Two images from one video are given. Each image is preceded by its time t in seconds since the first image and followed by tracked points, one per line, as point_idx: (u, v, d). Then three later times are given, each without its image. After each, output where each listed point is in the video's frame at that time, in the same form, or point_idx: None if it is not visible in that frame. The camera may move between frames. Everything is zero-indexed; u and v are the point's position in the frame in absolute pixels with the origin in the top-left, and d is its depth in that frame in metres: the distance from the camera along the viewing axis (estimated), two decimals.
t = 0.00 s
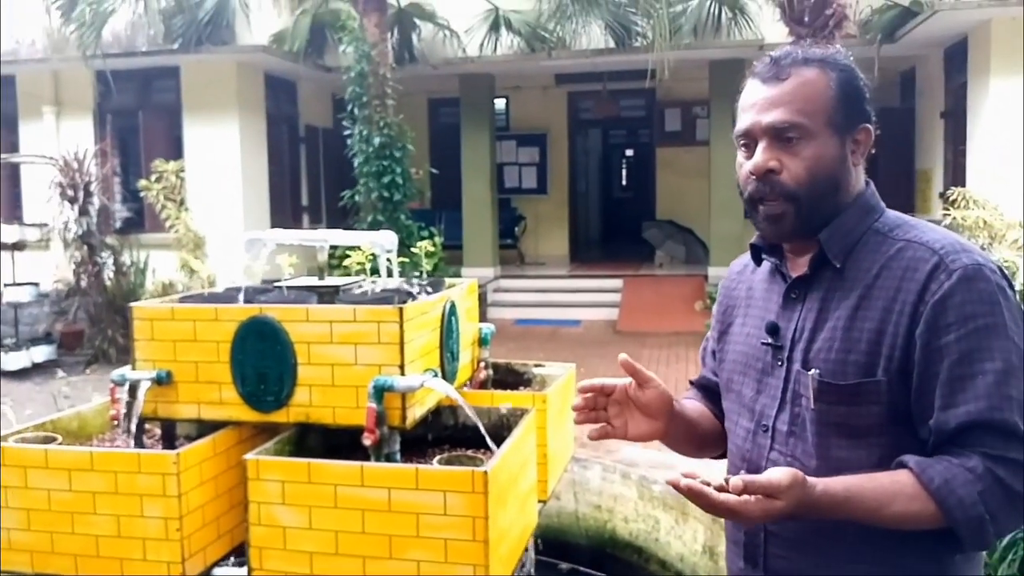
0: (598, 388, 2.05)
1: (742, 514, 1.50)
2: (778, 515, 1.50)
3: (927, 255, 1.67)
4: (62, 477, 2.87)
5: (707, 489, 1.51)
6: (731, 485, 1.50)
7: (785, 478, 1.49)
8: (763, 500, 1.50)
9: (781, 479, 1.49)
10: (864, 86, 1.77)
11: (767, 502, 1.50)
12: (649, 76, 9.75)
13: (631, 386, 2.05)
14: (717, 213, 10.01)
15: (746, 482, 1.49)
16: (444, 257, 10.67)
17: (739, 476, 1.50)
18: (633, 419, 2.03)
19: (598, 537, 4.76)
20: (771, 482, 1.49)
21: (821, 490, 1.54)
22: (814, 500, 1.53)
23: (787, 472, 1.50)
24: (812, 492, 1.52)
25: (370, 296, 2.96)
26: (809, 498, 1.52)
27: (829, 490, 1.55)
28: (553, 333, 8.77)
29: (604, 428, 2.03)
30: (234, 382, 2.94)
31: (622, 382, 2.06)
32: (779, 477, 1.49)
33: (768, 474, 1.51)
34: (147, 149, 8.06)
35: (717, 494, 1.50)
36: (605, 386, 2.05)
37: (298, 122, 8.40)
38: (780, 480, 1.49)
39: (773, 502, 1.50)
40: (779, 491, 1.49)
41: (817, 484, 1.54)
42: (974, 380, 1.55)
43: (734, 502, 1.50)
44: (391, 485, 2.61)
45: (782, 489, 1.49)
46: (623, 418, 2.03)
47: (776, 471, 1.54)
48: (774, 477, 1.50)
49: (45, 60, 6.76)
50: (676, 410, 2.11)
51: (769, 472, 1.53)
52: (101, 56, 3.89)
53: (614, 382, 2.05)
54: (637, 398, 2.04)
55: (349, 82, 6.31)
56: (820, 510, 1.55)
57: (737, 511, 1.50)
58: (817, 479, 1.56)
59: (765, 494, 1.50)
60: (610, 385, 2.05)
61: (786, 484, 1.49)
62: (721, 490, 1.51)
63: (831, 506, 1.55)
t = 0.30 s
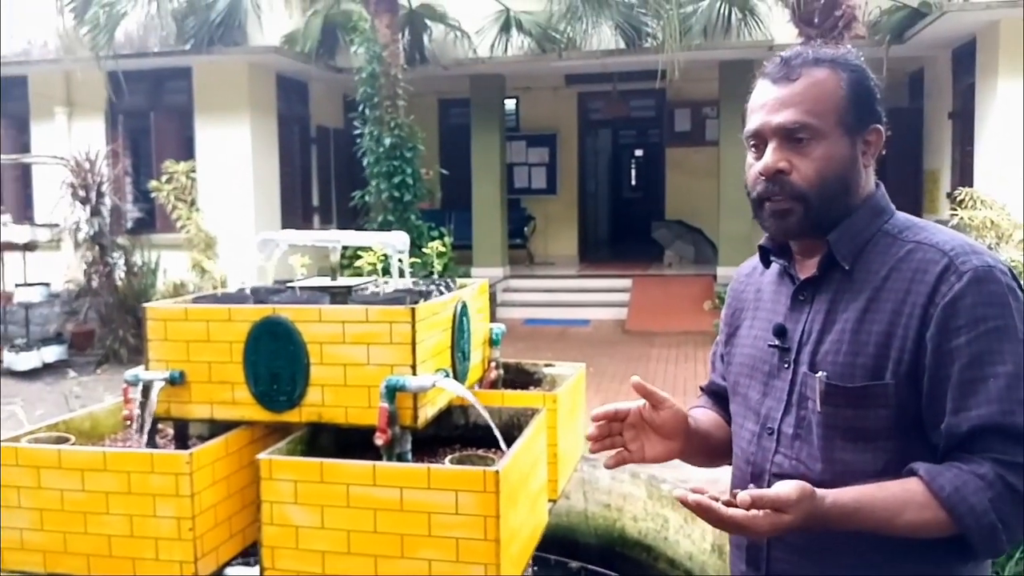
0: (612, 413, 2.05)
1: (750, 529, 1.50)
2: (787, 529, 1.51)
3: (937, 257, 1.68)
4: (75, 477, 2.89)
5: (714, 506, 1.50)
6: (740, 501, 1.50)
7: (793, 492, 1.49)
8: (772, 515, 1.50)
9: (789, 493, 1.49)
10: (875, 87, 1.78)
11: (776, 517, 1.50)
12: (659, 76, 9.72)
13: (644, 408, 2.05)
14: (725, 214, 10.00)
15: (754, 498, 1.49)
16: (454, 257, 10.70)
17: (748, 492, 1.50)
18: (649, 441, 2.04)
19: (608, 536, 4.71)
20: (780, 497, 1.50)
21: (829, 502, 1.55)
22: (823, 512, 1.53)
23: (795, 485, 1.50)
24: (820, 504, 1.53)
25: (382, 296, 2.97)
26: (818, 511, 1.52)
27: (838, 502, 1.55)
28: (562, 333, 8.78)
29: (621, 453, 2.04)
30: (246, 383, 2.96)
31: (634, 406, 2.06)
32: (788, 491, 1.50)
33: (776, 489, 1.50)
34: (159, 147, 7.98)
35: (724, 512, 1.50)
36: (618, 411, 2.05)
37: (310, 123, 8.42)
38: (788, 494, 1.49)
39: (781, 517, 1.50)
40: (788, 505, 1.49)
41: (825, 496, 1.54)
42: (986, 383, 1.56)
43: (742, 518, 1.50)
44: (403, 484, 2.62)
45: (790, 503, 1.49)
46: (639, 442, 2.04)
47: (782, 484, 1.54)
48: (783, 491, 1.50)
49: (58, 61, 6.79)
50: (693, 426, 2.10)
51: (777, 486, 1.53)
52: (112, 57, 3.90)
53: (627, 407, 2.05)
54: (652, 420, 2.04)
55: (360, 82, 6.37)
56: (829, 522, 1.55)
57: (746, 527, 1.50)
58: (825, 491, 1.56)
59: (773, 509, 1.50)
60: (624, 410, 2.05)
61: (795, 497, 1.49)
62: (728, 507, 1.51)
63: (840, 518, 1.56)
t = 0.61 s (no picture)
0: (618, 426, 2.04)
1: (751, 538, 1.52)
2: (788, 538, 1.53)
3: (944, 258, 1.68)
4: (82, 476, 2.90)
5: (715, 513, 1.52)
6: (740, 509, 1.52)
7: (795, 500, 1.51)
8: (774, 524, 1.52)
9: (791, 501, 1.51)
10: (880, 83, 1.78)
11: (777, 525, 1.52)
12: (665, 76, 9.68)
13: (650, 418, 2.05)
14: (731, 213, 9.98)
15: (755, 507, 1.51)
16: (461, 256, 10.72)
17: (749, 501, 1.52)
18: (656, 451, 2.04)
19: (614, 535, 4.69)
20: (782, 505, 1.51)
21: (833, 510, 1.56)
22: (826, 519, 1.55)
23: (796, 493, 1.52)
24: (823, 512, 1.54)
25: (389, 296, 2.98)
26: (821, 519, 1.54)
27: (843, 510, 1.57)
28: (568, 332, 8.78)
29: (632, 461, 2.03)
30: (254, 382, 2.98)
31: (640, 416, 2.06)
32: (789, 500, 1.51)
33: (779, 497, 1.52)
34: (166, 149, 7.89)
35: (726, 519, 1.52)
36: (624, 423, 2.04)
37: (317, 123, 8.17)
38: (790, 502, 1.51)
39: (784, 526, 1.52)
40: (789, 514, 1.51)
41: (828, 504, 1.56)
42: (994, 387, 1.56)
43: (744, 525, 1.52)
44: (410, 483, 2.63)
45: (792, 511, 1.51)
46: (646, 453, 2.03)
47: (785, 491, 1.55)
48: (785, 499, 1.52)
49: (64, 61, 6.81)
50: (698, 433, 2.11)
51: (779, 493, 1.55)
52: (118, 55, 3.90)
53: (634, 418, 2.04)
54: (659, 430, 2.04)
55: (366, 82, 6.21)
56: (832, 529, 1.57)
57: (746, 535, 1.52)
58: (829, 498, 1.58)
59: (775, 518, 1.52)
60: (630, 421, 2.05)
61: (797, 506, 1.51)
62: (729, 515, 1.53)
63: (844, 525, 1.57)
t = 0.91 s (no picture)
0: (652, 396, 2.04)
1: (757, 522, 1.56)
2: (794, 525, 1.56)
3: (948, 259, 1.68)
4: (85, 477, 2.91)
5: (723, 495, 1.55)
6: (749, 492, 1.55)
7: (802, 488, 1.55)
8: (779, 510, 1.56)
9: (798, 488, 1.55)
10: (882, 83, 1.78)
11: (783, 511, 1.55)
12: (667, 76, 9.72)
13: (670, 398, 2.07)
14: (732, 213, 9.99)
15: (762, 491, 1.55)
16: (463, 256, 10.73)
17: (756, 485, 1.55)
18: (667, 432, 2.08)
19: (614, 533, 4.69)
20: (789, 492, 1.55)
21: (839, 501, 1.59)
22: (831, 509, 1.58)
23: (803, 481, 1.55)
24: (829, 501, 1.58)
25: (391, 296, 2.99)
26: (827, 508, 1.57)
27: (848, 502, 1.59)
28: (571, 332, 8.79)
29: (657, 450, 2.06)
30: (257, 382, 2.99)
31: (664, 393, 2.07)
32: (796, 487, 1.55)
33: (786, 483, 1.56)
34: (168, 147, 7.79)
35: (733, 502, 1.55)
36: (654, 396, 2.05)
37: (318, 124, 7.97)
38: (797, 489, 1.55)
39: (789, 513, 1.55)
40: (796, 501, 1.55)
41: (834, 495, 1.59)
42: (999, 390, 1.56)
43: (748, 510, 1.56)
44: (411, 483, 2.64)
45: (799, 498, 1.55)
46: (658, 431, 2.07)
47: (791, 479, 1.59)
48: (792, 487, 1.55)
49: (67, 60, 6.84)
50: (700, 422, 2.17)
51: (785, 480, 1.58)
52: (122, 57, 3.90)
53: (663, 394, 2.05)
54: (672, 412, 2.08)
55: (367, 82, 6.24)
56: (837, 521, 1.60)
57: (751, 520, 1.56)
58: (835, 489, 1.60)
59: (782, 504, 1.55)
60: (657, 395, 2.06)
61: (804, 493, 1.55)
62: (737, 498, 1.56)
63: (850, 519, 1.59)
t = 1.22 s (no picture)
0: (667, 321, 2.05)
1: (759, 480, 1.56)
2: (796, 488, 1.57)
3: (950, 260, 1.67)
4: (85, 477, 2.91)
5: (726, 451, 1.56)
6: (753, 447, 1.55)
7: (808, 451, 1.55)
8: (783, 469, 1.56)
9: (804, 451, 1.55)
10: (877, 83, 1.78)
11: (787, 472, 1.55)
12: (666, 76, 9.75)
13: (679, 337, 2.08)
14: (732, 213, 9.97)
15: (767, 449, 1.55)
16: (462, 257, 10.72)
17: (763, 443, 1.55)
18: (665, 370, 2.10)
19: (614, 535, 4.70)
20: (795, 454, 1.55)
21: (843, 471, 1.59)
22: (836, 476, 1.58)
23: (809, 444, 1.55)
24: (835, 468, 1.58)
25: (390, 296, 2.98)
26: (832, 474, 1.57)
27: (852, 473, 1.60)
28: (571, 332, 8.78)
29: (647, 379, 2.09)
30: (256, 382, 2.98)
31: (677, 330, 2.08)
32: (802, 448, 1.55)
33: (793, 445, 1.56)
34: (169, 147, 7.53)
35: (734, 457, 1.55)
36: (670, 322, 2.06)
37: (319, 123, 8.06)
38: (803, 451, 1.55)
39: (794, 475, 1.56)
40: (800, 463, 1.55)
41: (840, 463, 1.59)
42: (1002, 390, 1.56)
43: (754, 468, 1.56)
44: (410, 483, 2.64)
45: (803, 460, 1.55)
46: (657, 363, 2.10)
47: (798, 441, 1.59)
48: (799, 449, 1.55)
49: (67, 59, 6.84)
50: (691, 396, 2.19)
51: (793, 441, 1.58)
52: (122, 57, 3.90)
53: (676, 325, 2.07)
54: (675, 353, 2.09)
55: (367, 82, 6.22)
56: (841, 489, 1.60)
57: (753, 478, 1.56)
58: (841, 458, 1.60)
59: (786, 464, 1.55)
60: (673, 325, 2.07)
61: (808, 456, 1.55)
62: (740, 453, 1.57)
63: (854, 488, 1.60)
